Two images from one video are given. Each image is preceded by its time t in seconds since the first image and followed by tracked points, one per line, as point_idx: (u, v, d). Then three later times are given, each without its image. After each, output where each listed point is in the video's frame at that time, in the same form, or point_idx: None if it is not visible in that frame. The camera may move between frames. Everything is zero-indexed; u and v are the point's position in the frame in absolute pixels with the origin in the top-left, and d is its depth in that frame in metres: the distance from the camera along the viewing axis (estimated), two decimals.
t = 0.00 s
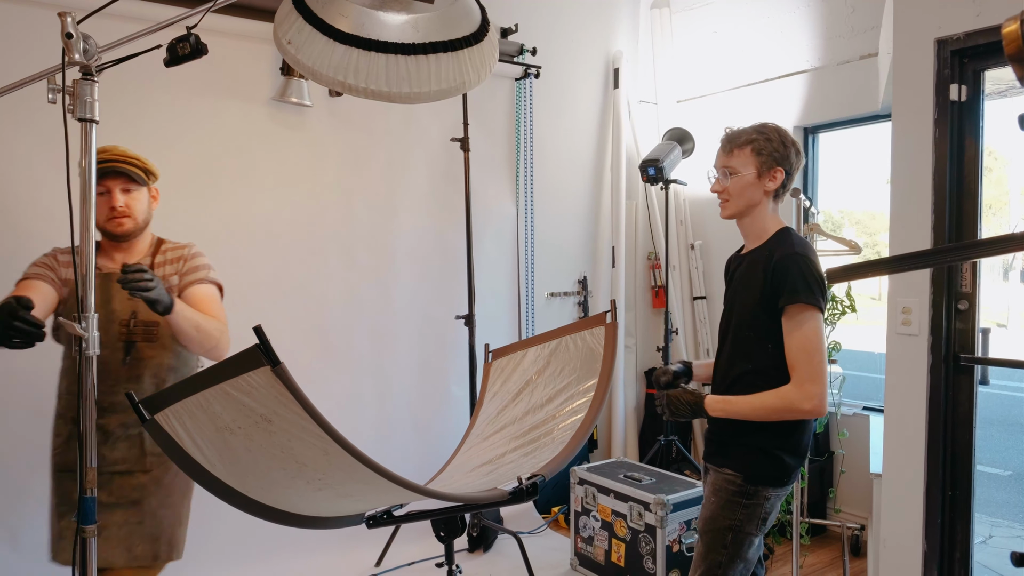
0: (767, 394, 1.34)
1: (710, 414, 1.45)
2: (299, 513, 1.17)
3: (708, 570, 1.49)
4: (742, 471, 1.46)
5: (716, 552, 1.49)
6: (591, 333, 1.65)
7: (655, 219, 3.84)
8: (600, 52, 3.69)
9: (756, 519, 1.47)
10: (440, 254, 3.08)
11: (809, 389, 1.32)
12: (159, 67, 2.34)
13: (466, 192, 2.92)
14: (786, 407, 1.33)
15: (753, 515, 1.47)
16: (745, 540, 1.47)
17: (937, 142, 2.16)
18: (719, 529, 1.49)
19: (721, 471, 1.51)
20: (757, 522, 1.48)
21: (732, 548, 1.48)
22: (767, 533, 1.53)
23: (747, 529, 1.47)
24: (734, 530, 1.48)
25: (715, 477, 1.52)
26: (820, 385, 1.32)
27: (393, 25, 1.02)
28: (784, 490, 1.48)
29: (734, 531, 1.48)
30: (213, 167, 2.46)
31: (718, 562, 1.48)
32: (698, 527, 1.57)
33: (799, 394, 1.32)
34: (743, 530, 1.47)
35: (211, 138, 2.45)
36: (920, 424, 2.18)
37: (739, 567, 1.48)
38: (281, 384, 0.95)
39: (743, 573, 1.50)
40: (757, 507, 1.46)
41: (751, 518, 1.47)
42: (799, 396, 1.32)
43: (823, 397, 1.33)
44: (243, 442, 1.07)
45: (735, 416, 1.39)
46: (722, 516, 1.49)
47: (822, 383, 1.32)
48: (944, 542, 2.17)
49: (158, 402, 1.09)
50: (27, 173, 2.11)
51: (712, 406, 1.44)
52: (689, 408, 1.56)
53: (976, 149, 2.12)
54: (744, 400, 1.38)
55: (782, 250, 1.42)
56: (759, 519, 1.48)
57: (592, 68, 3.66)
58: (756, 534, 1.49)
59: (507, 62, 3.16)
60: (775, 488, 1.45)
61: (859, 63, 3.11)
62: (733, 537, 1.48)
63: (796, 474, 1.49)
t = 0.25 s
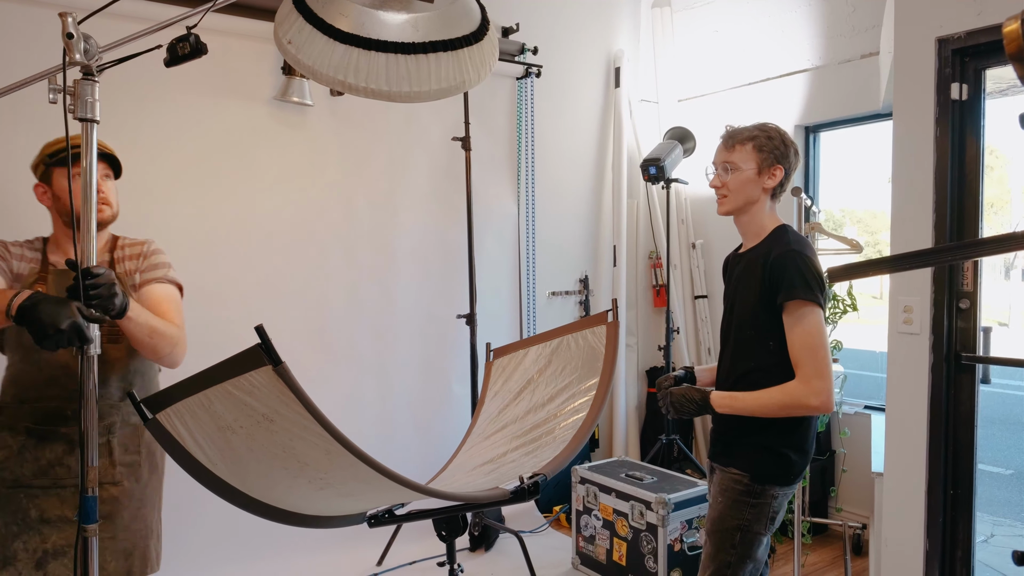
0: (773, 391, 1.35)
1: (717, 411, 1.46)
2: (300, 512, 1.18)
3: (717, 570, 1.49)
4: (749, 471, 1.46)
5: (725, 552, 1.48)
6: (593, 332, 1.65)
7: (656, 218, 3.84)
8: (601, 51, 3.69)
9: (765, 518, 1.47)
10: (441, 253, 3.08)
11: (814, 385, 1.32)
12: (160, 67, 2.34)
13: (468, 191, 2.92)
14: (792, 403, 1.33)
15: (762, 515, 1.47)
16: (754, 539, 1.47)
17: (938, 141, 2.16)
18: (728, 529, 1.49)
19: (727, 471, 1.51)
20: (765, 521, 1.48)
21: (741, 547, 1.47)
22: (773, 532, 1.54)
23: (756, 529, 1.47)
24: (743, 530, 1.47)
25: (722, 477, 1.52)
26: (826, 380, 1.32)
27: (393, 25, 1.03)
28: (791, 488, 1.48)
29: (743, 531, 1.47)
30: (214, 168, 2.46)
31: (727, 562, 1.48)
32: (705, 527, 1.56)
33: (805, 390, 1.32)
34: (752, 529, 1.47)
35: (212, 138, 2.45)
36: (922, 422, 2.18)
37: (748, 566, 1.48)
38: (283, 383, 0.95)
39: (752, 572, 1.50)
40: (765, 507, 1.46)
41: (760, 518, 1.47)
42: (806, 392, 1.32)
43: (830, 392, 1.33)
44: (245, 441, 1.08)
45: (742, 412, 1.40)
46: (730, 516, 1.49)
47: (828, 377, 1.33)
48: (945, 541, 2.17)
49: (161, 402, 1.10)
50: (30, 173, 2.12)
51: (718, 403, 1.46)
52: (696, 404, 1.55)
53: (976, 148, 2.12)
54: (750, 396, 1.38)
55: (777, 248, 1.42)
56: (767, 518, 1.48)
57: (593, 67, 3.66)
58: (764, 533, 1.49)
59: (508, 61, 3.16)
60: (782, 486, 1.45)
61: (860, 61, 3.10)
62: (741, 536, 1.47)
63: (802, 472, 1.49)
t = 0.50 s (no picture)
0: (768, 389, 1.34)
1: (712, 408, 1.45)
2: (301, 511, 1.18)
3: (714, 568, 1.49)
4: (750, 469, 1.46)
5: (723, 550, 1.48)
6: (595, 330, 1.66)
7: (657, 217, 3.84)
8: (602, 51, 3.69)
9: (765, 518, 1.47)
10: (443, 252, 3.08)
11: (809, 383, 1.32)
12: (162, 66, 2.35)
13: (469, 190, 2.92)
14: (786, 402, 1.33)
15: (762, 514, 1.47)
16: (753, 539, 1.47)
17: (940, 140, 2.15)
18: (727, 528, 1.49)
19: (728, 469, 1.51)
20: (765, 521, 1.48)
21: (740, 546, 1.47)
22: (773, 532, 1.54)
23: (755, 528, 1.47)
24: (742, 529, 1.47)
25: (723, 476, 1.52)
26: (821, 379, 1.32)
27: (393, 23, 1.03)
28: (792, 489, 1.48)
29: (743, 530, 1.47)
30: (216, 167, 2.47)
31: (725, 560, 1.48)
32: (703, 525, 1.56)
33: (799, 388, 1.32)
34: (751, 528, 1.47)
35: (214, 137, 2.46)
36: (924, 422, 2.18)
37: (746, 565, 1.48)
38: (286, 382, 0.96)
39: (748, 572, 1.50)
40: (765, 506, 1.47)
41: (760, 517, 1.47)
42: (801, 390, 1.32)
43: (824, 391, 1.33)
44: (247, 440, 1.08)
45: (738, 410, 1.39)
46: (730, 515, 1.49)
47: (824, 376, 1.33)
48: (947, 540, 2.17)
49: (162, 401, 1.10)
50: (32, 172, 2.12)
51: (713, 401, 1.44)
52: (690, 401, 1.52)
53: (979, 147, 2.12)
54: (746, 394, 1.37)
55: (776, 246, 1.42)
56: (767, 518, 1.49)
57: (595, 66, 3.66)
58: (763, 533, 1.49)
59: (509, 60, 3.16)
60: (783, 487, 1.45)
61: (862, 60, 3.10)
62: (741, 535, 1.47)
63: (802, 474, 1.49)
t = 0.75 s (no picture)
0: (757, 390, 1.34)
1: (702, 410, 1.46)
2: (302, 510, 1.19)
3: (708, 570, 1.48)
4: (743, 470, 1.46)
5: (717, 552, 1.48)
6: (596, 328, 1.66)
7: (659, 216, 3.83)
8: (603, 49, 3.68)
9: (758, 519, 1.47)
10: (444, 250, 3.08)
11: (797, 384, 1.32)
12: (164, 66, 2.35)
13: (471, 188, 2.92)
14: (775, 403, 1.33)
15: (756, 515, 1.47)
16: (746, 540, 1.47)
17: (942, 138, 2.15)
18: (719, 529, 1.48)
19: (721, 469, 1.51)
20: (758, 522, 1.48)
21: (733, 547, 1.47)
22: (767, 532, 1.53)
23: (748, 529, 1.47)
24: (735, 530, 1.47)
25: (716, 477, 1.52)
26: (809, 379, 1.32)
27: (393, 23, 1.03)
28: (785, 489, 1.48)
29: (735, 531, 1.47)
30: (217, 166, 2.47)
31: (717, 562, 1.47)
32: (697, 526, 1.56)
33: (786, 390, 1.33)
34: (744, 529, 1.47)
35: (215, 137, 2.46)
36: (925, 421, 2.18)
37: (739, 566, 1.48)
38: (289, 381, 0.96)
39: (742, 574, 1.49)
40: (759, 507, 1.46)
41: (753, 518, 1.47)
42: (789, 391, 1.32)
43: (813, 392, 1.33)
44: (248, 439, 1.08)
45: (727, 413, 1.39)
46: (723, 515, 1.48)
47: (812, 376, 1.33)
48: (949, 539, 2.17)
49: (164, 401, 1.11)
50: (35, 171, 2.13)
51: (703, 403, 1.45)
52: (678, 404, 1.55)
53: (981, 146, 2.11)
54: (735, 396, 1.37)
55: (761, 245, 1.42)
56: (760, 519, 1.48)
57: (596, 64, 3.65)
58: (756, 534, 1.48)
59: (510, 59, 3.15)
60: (776, 487, 1.45)
61: (863, 58, 3.09)
62: (734, 536, 1.47)
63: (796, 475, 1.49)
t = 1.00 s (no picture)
0: (731, 394, 1.29)
1: (676, 415, 1.38)
2: (306, 508, 1.19)
3: None
4: (718, 475, 1.40)
5: (692, 560, 1.42)
6: (600, 328, 1.65)
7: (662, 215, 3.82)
8: (606, 48, 3.67)
9: (735, 526, 1.40)
10: (447, 250, 3.07)
11: (771, 389, 1.27)
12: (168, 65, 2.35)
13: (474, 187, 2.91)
14: (749, 408, 1.28)
15: (731, 522, 1.40)
16: (723, 548, 1.40)
17: (948, 137, 2.14)
18: (695, 536, 1.42)
19: (697, 474, 1.45)
20: (736, 529, 1.40)
21: (710, 555, 1.41)
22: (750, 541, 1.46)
23: (724, 536, 1.40)
24: (709, 537, 1.41)
25: (693, 483, 1.47)
26: (784, 384, 1.27)
27: (394, 21, 1.03)
28: (765, 495, 1.41)
29: (710, 538, 1.41)
30: (220, 165, 2.47)
31: (693, 570, 1.42)
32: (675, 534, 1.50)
33: (760, 394, 1.27)
34: (719, 537, 1.40)
35: (219, 136, 2.46)
36: (931, 421, 2.17)
37: None
38: (292, 381, 0.96)
39: None
40: (735, 514, 1.39)
41: (729, 526, 1.40)
42: (764, 396, 1.27)
43: (789, 397, 1.27)
44: (253, 438, 1.08)
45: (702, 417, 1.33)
46: (698, 522, 1.42)
47: (788, 381, 1.27)
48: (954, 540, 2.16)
49: (170, 399, 1.10)
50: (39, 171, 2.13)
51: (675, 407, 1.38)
52: (653, 409, 1.43)
53: (987, 145, 2.10)
54: (708, 400, 1.32)
55: (737, 243, 1.36)
56: (738, 527, 1.41)
57: (599, 63, 3.64)
58: (735, 542, 1.41)
59: (513, 58, 3.15)
60: (754, 493, 1.38)
61: (868, 57, 3.08)
62: (709, 544, 1.41)
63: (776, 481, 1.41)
